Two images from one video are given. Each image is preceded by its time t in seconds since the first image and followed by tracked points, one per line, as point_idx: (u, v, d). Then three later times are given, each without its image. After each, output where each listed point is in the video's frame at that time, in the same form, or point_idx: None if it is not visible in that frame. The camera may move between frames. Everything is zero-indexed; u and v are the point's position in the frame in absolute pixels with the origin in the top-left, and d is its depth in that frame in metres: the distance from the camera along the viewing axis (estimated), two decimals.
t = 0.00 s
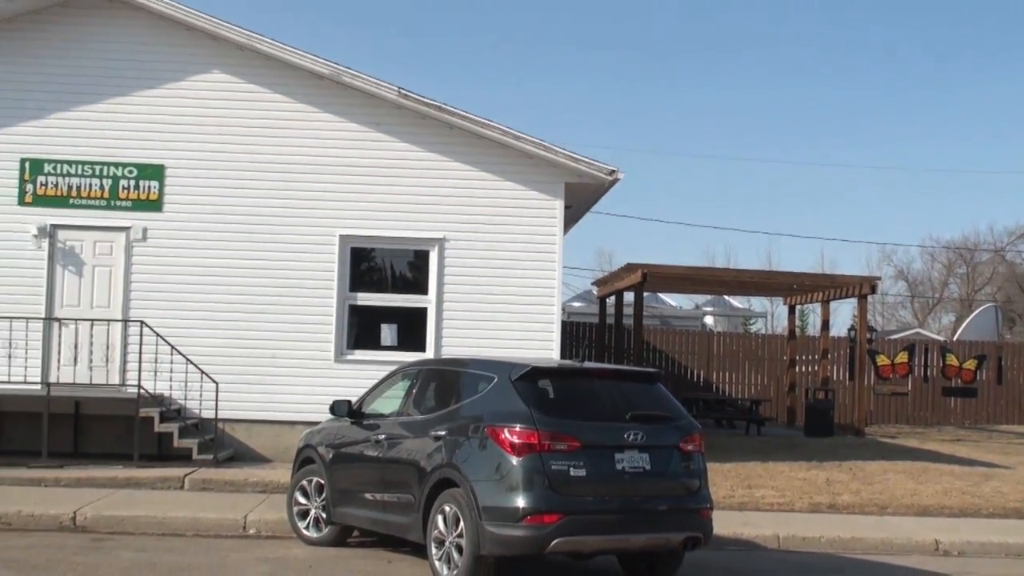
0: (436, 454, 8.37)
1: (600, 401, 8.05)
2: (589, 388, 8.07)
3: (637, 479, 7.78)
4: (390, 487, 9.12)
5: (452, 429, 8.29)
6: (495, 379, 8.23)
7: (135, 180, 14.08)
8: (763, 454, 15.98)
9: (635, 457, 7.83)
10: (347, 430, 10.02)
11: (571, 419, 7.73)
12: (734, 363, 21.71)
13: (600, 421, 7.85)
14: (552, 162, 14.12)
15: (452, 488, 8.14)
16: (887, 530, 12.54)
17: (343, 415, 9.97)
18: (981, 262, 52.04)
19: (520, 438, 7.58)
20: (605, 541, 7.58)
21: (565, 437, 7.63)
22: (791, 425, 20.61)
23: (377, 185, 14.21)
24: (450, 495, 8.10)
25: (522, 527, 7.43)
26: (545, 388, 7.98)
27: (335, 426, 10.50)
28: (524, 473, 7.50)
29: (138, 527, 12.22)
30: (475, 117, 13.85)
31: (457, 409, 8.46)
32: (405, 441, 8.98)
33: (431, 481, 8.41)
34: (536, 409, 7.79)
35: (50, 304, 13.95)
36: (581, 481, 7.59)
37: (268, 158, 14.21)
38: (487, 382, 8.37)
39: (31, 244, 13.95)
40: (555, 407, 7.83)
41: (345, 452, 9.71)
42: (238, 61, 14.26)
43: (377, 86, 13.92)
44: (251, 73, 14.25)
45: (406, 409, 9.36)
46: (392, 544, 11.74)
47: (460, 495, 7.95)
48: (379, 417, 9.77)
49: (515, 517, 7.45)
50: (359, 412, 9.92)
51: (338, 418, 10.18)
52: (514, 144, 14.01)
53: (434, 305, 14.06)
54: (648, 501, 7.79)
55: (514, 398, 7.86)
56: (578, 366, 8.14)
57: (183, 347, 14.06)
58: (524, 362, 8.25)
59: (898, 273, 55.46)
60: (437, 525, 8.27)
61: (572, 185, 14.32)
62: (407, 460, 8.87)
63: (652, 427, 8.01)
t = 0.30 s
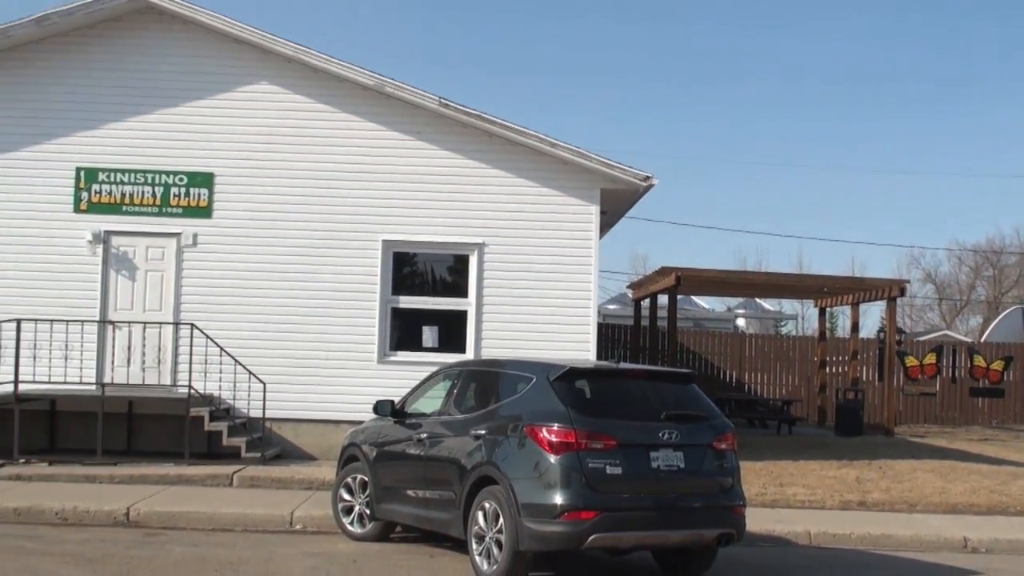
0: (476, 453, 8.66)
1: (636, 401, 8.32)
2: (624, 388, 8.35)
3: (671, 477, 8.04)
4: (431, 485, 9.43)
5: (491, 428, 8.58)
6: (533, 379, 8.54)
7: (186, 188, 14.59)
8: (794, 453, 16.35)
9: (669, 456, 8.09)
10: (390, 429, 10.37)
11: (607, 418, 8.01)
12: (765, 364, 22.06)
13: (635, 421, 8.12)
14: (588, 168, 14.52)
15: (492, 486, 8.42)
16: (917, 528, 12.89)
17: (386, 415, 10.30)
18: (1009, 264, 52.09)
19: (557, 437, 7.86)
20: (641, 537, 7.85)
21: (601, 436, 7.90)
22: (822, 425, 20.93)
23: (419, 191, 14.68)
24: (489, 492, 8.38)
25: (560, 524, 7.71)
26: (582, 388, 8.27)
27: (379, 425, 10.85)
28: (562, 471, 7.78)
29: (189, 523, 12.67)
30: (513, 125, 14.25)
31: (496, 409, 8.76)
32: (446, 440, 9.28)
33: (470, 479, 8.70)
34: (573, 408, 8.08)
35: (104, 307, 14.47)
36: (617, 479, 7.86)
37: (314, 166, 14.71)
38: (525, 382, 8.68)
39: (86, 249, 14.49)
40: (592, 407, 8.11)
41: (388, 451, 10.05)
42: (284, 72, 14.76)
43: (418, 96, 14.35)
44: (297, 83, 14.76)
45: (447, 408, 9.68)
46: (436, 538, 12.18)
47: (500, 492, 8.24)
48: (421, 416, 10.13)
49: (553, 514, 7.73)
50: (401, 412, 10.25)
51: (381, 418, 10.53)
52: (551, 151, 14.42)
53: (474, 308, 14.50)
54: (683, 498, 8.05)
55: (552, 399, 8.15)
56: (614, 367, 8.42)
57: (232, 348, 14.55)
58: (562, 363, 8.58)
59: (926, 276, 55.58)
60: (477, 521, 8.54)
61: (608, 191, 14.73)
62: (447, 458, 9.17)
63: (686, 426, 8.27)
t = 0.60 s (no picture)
0: (516, 451, 8.92)
1: (670, 402, 8.54)
2: (659, 389, 8.58)
3: (706, 475, 8.24)
4: (471, 482, 9.69)
5: (531, 427, 8.84)
6: (571, 380, 8.79)
7: (234, 196, 15.13)
8: (825, 452, 16.70)
9: (704, 455, 8.28)
10: (431, 428, 10.65)
11: (642, 418, 8.23)
12: (796, 365, 22.36)
13: (670, 420, 8.33)
14: (623, 175, 14.92)
15: (531, 483, 8.67)
16: (946, 525, 13.22)
17: (428, 415, 10.61)
18: None
19: (594, 436, 8.10)
20: (676, 534, 8.04)
21: (637, 435, 8.12)
22: (852, 424, 21.30)
23: (459, 198, 15.14)
24: (528, 489, 8.63)
25: (597, 520, 7.93)
26: (618, 389, 8.51)
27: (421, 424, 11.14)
28: (598, 469, 8.01)
29: (237, 518, 13.10)
30: (550, 133, 14.67)
31: (535, 408, 9.01)
32: (486, 439, 9.52)
33: (511, 476, 8.93)
34: (610, 408, 8.31)
35: (157, 311, 15.03)
36: (652, 477, 8.07)
37: (357, 175, 15.20)
38: (564, 383, 8.93)
39: (139, 255, 15.04)
40: (627, 407, 8.34)
41: (430, 449, 10.32)
42: (328, 84, 15.28)
43: (458, 106, 14.81)
44: (341, 94, 15.28)
45: (487, 408, 9.96)
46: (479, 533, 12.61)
47: (538, 489, 8.48)
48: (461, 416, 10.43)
49: (590, 511, 7.96)
50: (443, 411, 10.54)
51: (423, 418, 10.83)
52: (587, 158, 14.82)
53: (513, 311, 14.94)
54: (717, 496, 8.24)
55: (589, 399, 8.39)
56: (649, 369, 8.66)
57: (279, 350, 15.07)
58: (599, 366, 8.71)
59: (955, 277, 55.70)
60: (517, 518, 8.80)
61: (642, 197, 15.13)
62: (487, 456, 9.43)
63: (719, 426, 8.47)
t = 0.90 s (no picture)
0: (552, 450, 9.18)
1: (703, 402, 8.81)
2: (692, 390, 8.86)
3: (738, 474, 8.49)
4: (508, 480, 9.95)
5: (567, 426, 9.10)
6: (606, 380, 9.05)
7: (281, 202, 15.69)
8: (855, 452, 17.05)
9: (736, 454, 8.54)
10: (470, 426, 10.93)
11: (675, 418, 8.49)
12: (827, 366, 22.75)
13: (703, 420, 8.59)
14: (658, 181, 15.31)
15: (567, 480, 8.93)
16: (973, 523, 13.55)
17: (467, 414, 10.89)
18: None
19: (629, 436, 8.36)
20: (709, 530, 8.30)
21: (671, 435, 8.38)
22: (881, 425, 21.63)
23: (497, 203, 15.61)
24: (565, 487, 8.90)
25: (632, 517, 8.19)
26: (652, 390, 8.78)
27: (459, 423, 11.41)
28: (633, 467, 8.27)
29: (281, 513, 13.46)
30: (586, 141, 15.07)
31: (571, 408, 9.27)
32: (523, 438, 9.77)
33: (547, 474, 9.19)
34: (644, 408, 8.59)
35: (207, 311, 15.58)
36: (686, 475, 8.32)
37: (399, 181, 15.71)
38: (599, 383, 9.17)
39: (190, 259, 15.62)
40: (661, 408, 8.61)
41: (468, 447, 10.60)
42: (372, 93, 15.81)
43: (497, 115, 15.25)
44: (384, 103, 15.80)
45: (524, 407, 10.22)
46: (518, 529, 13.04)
47: (575, 486, 8.75)
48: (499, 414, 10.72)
49: (624, 508, 8.22)
50: (482, 411, 10.82)
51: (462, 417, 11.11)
52: (622, 165, 15.22)
53: (550, 313, 15.40)
54: (749, 494, 8.49)
55: (624, 399, 8.66)
56: (682, 370, 8.93)
57: (324, 351, 15.59)
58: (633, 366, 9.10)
59: (984, 281, 55.76)
60: (553, 514, 9.06)
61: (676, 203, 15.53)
62: (524, 455, 9.68)
63: (751, 426, 8.72)
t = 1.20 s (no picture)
0: (589, 449, 9.52)
1: (735, 402, 9.08)
2: (723, 390, 9.14)
3: (770, 471, 8.74)
4: (545, 478, 10.30)
5: (603, 426, 9.45)
6: (641, 381, 9.39)
7: (324, 210, 16.25)
8: (884, 450, 17.39)
9: (768, 452, 8.78)
10: (507, 426, 11.27)
11: (708, 417, 8.76)
12: (856, 366, 23.01)
13: (735, 420, 8.85)
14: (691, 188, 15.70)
15: (603, 479, 9.25)
16: (1002, 520, 13.86)
17: (504, 414, 11.24)
18: None
19: (663, 435, 8.66)
20: (742, 527, 8.56)
21: (704, 434, 8.65)
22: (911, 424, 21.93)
23: (533, 210, 16.08)
24: (601, 485, 9.21)
25: (667, 515, 8.47)
26: (685, 390, 9.07)
27: (496, 423, 11.75)
28: (667, 466, 8.56)
29: (325, 511, 13.64)
30: (620, 149, 15.48)
31: (607, 408, 9.61)
32: (560, 437, 10.12)
33: (584, 473, 9.51)
34: (678, 408, 8.87)
35: (253, 316, 16.19)
36: (719, 473, 8.59)
37: (438, 189, 16.21)
38: (633, 384, 9.50)
39: (237, 266, 16.25)
40: (694, 408, 8.89)
41: (507, 446, 10.94)
42: (411, 104, 16.32)
43: (532, 124, 15.69)
44: (423, 114, 16.30)
45: (560, 408, 10.57)
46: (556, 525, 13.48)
47: (611, 485, 9.07)
48: (536, 414, 11.09)
49: (659, 506, 8.50)
50: (519, 411, 11.17)
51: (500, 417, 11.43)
52: (655, 172, 15.64)
53: (585, 316, 15.84)
54: (781, 491, 8.74)
55: (658, 399, 8.96)
56: (715, 371, 9.22)
57: (366, 354, 16.11)
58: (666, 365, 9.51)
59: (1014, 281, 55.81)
60: (590, 512, 9.39)
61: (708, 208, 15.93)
62: (561, 454, 10.02)
63: (782, 425, 8.98)
